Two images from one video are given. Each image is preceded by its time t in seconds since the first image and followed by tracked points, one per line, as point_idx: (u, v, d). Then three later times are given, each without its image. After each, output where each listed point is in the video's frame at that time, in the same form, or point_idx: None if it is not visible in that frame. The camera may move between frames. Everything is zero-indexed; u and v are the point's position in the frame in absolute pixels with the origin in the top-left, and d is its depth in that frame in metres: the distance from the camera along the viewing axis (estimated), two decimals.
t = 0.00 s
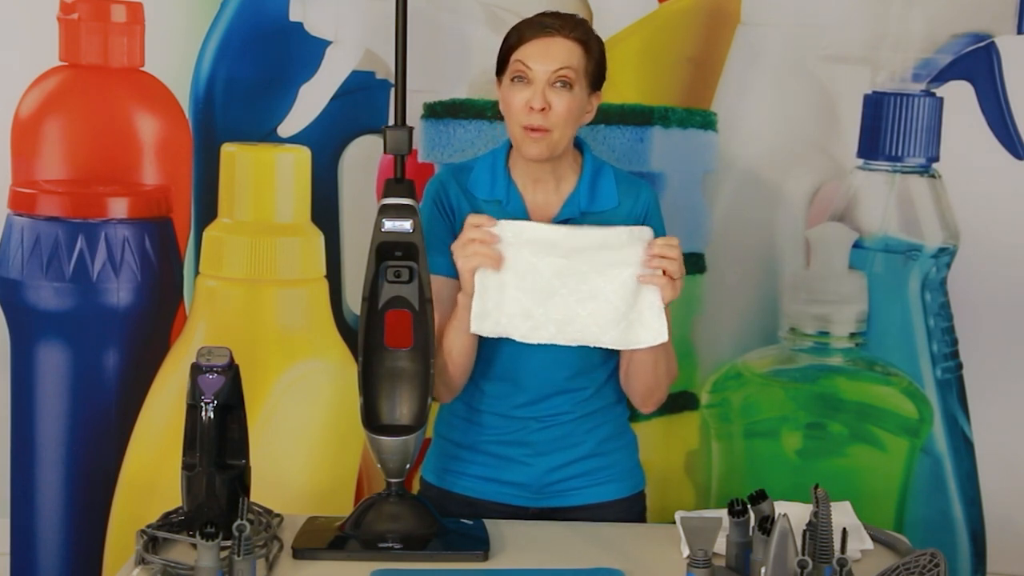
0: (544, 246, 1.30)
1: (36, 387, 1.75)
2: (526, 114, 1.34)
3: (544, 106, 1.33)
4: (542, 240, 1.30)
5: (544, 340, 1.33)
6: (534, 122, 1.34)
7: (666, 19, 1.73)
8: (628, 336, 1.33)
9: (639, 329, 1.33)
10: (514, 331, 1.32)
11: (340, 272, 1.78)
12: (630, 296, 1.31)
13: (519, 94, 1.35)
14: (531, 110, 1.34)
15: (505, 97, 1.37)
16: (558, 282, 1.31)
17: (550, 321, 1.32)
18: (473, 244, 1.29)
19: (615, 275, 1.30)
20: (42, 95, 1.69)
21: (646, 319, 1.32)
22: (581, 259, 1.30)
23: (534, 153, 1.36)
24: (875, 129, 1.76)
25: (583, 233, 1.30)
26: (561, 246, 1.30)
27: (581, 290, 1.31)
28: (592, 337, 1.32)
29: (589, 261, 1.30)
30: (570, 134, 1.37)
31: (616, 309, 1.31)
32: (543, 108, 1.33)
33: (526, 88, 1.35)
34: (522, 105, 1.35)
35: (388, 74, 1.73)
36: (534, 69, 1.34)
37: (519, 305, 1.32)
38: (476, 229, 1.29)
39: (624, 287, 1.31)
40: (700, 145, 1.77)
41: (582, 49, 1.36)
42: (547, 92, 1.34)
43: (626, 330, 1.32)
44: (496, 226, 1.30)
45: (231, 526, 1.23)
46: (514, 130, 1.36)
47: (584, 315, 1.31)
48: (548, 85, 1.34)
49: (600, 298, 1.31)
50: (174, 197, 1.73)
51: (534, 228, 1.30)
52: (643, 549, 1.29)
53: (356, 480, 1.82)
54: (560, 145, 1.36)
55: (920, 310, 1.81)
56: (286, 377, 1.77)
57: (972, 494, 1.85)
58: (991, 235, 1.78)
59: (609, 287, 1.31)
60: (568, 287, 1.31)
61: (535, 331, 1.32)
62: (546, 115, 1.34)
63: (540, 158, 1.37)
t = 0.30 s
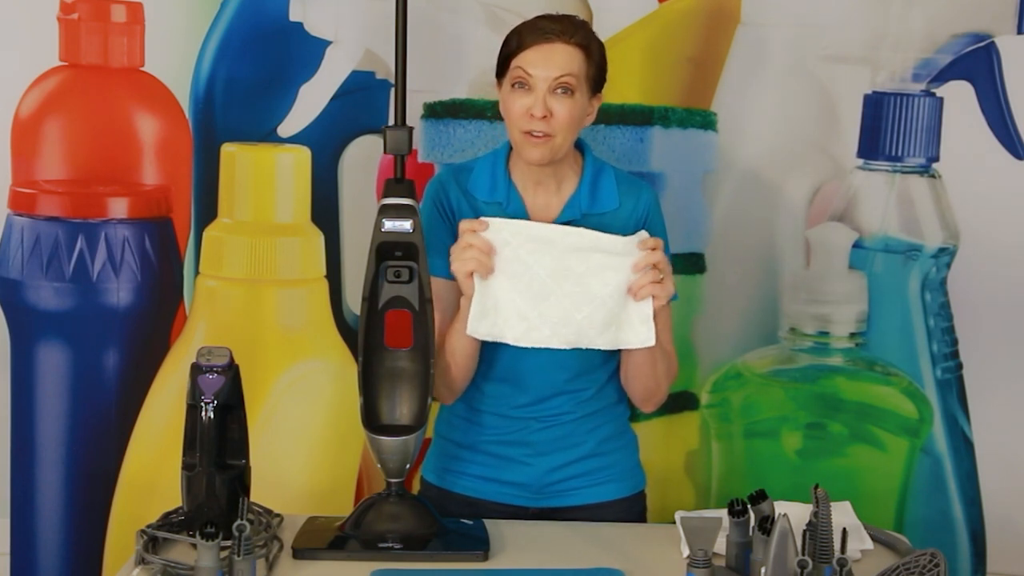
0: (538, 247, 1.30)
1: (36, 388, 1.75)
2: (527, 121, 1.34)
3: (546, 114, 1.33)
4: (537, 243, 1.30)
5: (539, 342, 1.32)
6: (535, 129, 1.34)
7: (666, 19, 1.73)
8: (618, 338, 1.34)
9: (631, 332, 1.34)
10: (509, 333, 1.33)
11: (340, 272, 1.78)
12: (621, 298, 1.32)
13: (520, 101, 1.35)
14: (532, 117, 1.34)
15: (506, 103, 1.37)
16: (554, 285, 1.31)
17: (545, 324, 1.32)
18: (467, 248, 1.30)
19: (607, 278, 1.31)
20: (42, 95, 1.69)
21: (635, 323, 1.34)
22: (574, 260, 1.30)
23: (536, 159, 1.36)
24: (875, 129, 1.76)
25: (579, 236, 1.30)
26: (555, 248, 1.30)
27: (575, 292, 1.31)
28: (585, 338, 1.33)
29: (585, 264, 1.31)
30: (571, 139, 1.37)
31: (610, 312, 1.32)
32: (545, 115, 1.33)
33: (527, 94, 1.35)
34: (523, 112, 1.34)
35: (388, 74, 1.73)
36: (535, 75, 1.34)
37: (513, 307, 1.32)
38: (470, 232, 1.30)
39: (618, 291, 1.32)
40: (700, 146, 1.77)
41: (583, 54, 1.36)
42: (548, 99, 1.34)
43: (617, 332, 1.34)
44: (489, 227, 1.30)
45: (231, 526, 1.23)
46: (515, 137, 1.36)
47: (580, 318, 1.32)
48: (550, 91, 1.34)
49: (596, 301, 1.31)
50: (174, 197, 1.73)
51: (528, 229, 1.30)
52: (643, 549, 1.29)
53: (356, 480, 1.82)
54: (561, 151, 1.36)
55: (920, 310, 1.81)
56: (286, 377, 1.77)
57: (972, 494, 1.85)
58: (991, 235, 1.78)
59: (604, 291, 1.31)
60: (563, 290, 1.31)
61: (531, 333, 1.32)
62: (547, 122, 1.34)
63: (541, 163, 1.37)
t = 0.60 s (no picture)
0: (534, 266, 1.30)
1: (36, 388, 1.75)
2: (526, 125, 1.35)
3: (544, 118, 1.34)
4: (531, 260, 1.29)
5: (533, 355, 1.32)
6: (533, 134, 1.35)
7: (667, 19, 1.73)
8: (616, 354, 1.32)
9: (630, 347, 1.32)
10: (503, 347, 1.32)
11: (340, 272, 1.78)
12: (617, 315, 1.31)
13: (518, 105, 1.35)
14: (530, 122, 1.34)
15: (505, 106, 1.37)
16: (549, 299, 1.31)
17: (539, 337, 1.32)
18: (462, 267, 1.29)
19: (603, 295, 1.31)
20: (42, 95, 1.69)
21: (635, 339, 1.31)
22: (570, 277, 1.30)
23: (534, 163, 1.37)
24: (875, 129, 1.76)
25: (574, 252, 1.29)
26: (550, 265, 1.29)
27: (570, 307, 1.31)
28: (579, 352, 1.32)
29: (581, 281, 1.30)
30: (569, 142, 1.38)
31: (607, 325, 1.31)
32: (543, 120, 1.34)
33: (526, 98, 1.35)
34: (521, 116, 1.35)
35: (388, 74, 1.73)
36: (534, 79, 1.34)
37: (508, 321, 1.31)
38: (467, 253, 1.29)
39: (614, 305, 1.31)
40: (700, 145, 1.77)
41: (582, 57, 1.36)
42: (547, 103, 1.35)
43: (615, 347, 1.32)
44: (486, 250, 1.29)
45: (231, 526, 1.23)
46: (514, 140, 1.37)
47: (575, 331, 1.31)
48: (548, 96, 1.34)
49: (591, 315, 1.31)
50: (174, 197, 1.73)
51: (525, 246, 1.29)
52: (643, 549, 1.29)
53: (356, 480, 1.82)
54: (560, 155, 1.37)
55: (920, 310, 1.81)
56: (286, 377, 1.77)
57: (972, 494, 1.85)
58: (991, 235, 1.78)
59: (601, 305, 1.31)
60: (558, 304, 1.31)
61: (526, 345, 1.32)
62: (546, 127, 1.35)
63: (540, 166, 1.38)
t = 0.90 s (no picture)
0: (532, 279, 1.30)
1: (36, 388, 1.75)
2: (525, 124, 1.34)
3: (544, 117, 1.33)
4: (530, 275, 1.31)
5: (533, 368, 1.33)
6: (533, 133, 1.34)
7: (667, 19, 1.73)
8: (618, 363, 1.33)
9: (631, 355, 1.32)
10: (504, 359, 1.33)
11: (340, 272, 1.78)
12: (618, 325, 1.32)
13: (518, 103, 1.35)
14: (530, 120, 1.34)
15: (504, 105, 1.36)
16: (548, 314, 1.32)
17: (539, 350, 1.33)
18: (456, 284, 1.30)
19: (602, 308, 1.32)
20: (42, 95, 1.69)
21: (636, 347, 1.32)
22: (570, 290, 1.31)
23: (532, 163, 1.36)
24: (875, 129, 1.76)
25: (573, 267, 1.30)
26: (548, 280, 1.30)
27: (570, 320, 1.32)
28: (581, 362, 1.33)
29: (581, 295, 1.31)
30: (568, 142, 1.37)
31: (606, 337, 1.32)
32: (543, 118, 1.33)
33: (525, 97, 1.35)
34: (521, 115, 1.34)
35: (388, 74, 1.73)
36: (533, 78, 1.34)
37: (507, 334, 1.32)
38: (463, 266, 1.30)
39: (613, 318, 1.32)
40: (700, 145, 1.77)
41: (581, 57, 1.36)
42: (546, 102, 1.34)
43: (615, 357, 1.33)
44: (483, 264, 1.30)
45: (231, 526, 1.23)
46: (513, 140, 1.36)
47: (575, 343, 1.32)
48: (547, 94, 1.34)
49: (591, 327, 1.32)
50: (174, 197, 1.73)
51: (523, 262, 1.30)
52: (643, 549, 1.29)
53: (356, 480, 1.82)
54: (559, 154, 1.37)
55: (920, 310, 1.81)
56: (286, 377, 1.77)
57: (972, 494, 1.85)
58: (991, 235, 1.78)
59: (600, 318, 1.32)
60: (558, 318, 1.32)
61: (526, 358, 1.33)
62: (545, 126, 1.34)
63: (538, 166, 1.37)
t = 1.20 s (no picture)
0: (533, 291, 1.29)
1: (36, 388, 1.75)
2: (529, 116, 1.34)
3: (548, 109, 1.33)
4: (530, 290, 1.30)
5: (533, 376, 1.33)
6: (535, 124, 1.34)
7: (667, 19, 1.73)
8: (618, 371, 1.34)
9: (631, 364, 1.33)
10: (503, 368, 1.33)
11: (340, 272, 1.78)
12: (618, 334, 1.32)
13: (522, 97, 1.35)
14: (534, 112, 1.33)
15: (507, 100, 1.36)
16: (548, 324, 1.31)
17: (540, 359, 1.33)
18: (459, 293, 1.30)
19: (603, 317, 1.32)
20: (42, 95, 1.69)
21: (636, 356, 1.33)
22: (571, 304, 1.30)
23: (535, 156, 1.35)
24: (875, 129, 1.76)
25: (574, 281, 1.30)
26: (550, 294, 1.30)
27: (570, 329, 1.32)
28: (581, 371, 1.33)
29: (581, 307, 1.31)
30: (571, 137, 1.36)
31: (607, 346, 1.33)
32: (547, 110, 1.33)
33: (529, 90, 1.35)
34: (525, 108, 1.34)
35: (388, 74, 1.73)
36: (538, 71, 1.34)
37: (507, 344, 1.32)
38: (465, 276, 1.30)
39: (614, 328, 1.32)
40: (700, 145, 1.77)
41: (585, 52, 1.36)
42: (550, 94, 1.34)
43: (615, 365, 1.33)
44: (486, 275, 1.29)
45: (231, 526, 1.23)
46: (515, 134, 1.35)
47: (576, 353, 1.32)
48: (552, 87, 1.34)
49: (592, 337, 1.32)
50: (174, 197, 1.73)
51: (524, 278, 1.29)
52: (643, 549, 1.29)
53: (356, 480, 1.82)
54: (561, 148, 1.36)
55: (920, 310, 1.81)
56: (286, 377, 1.77)
57: (972, 494, 1.85)
58: (991, 235, 1.78)
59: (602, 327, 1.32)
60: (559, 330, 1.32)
61: (526, 367, 1.33)
62: (549, 118, 1.33)
63: (540, 161, 1.36)
